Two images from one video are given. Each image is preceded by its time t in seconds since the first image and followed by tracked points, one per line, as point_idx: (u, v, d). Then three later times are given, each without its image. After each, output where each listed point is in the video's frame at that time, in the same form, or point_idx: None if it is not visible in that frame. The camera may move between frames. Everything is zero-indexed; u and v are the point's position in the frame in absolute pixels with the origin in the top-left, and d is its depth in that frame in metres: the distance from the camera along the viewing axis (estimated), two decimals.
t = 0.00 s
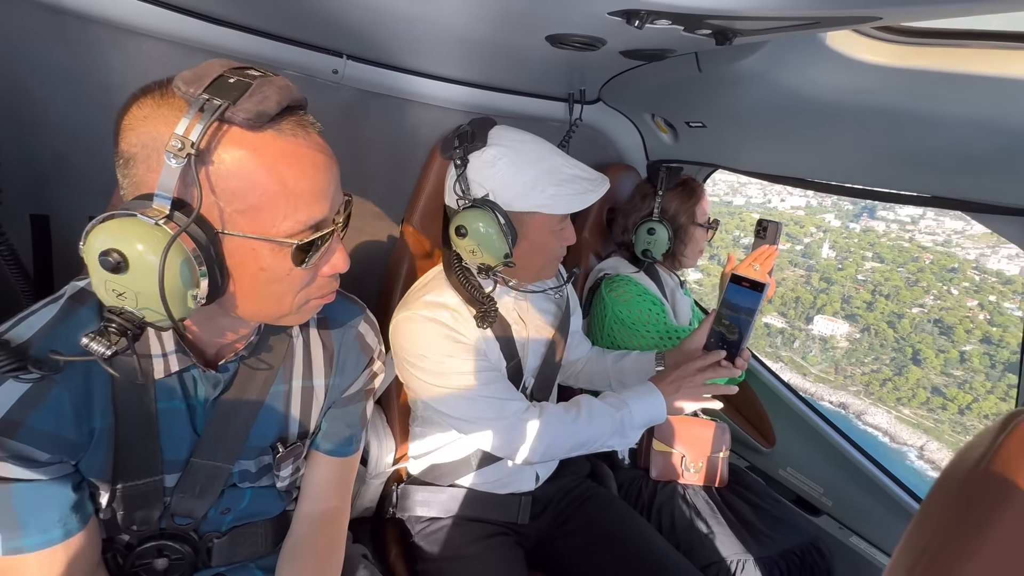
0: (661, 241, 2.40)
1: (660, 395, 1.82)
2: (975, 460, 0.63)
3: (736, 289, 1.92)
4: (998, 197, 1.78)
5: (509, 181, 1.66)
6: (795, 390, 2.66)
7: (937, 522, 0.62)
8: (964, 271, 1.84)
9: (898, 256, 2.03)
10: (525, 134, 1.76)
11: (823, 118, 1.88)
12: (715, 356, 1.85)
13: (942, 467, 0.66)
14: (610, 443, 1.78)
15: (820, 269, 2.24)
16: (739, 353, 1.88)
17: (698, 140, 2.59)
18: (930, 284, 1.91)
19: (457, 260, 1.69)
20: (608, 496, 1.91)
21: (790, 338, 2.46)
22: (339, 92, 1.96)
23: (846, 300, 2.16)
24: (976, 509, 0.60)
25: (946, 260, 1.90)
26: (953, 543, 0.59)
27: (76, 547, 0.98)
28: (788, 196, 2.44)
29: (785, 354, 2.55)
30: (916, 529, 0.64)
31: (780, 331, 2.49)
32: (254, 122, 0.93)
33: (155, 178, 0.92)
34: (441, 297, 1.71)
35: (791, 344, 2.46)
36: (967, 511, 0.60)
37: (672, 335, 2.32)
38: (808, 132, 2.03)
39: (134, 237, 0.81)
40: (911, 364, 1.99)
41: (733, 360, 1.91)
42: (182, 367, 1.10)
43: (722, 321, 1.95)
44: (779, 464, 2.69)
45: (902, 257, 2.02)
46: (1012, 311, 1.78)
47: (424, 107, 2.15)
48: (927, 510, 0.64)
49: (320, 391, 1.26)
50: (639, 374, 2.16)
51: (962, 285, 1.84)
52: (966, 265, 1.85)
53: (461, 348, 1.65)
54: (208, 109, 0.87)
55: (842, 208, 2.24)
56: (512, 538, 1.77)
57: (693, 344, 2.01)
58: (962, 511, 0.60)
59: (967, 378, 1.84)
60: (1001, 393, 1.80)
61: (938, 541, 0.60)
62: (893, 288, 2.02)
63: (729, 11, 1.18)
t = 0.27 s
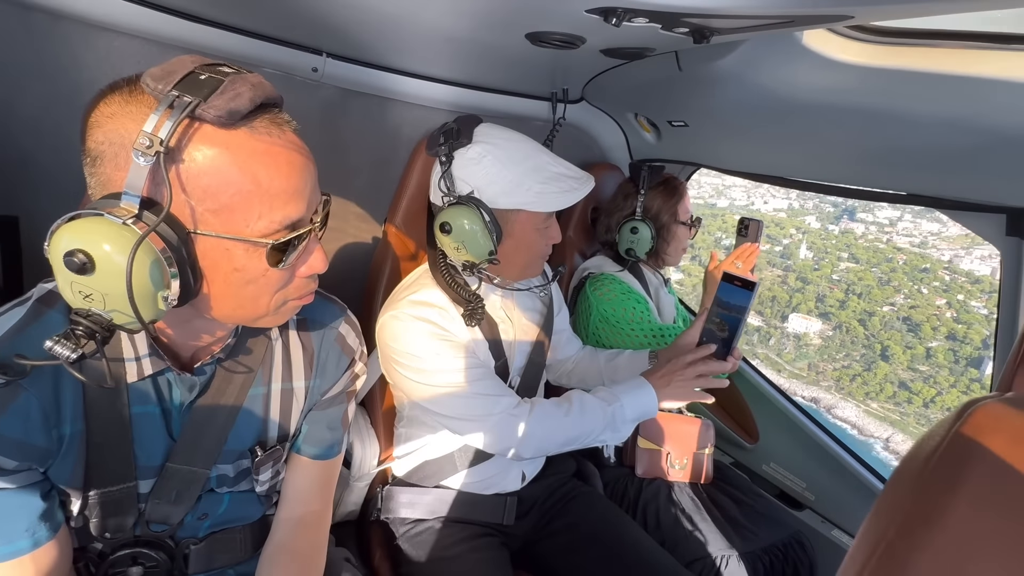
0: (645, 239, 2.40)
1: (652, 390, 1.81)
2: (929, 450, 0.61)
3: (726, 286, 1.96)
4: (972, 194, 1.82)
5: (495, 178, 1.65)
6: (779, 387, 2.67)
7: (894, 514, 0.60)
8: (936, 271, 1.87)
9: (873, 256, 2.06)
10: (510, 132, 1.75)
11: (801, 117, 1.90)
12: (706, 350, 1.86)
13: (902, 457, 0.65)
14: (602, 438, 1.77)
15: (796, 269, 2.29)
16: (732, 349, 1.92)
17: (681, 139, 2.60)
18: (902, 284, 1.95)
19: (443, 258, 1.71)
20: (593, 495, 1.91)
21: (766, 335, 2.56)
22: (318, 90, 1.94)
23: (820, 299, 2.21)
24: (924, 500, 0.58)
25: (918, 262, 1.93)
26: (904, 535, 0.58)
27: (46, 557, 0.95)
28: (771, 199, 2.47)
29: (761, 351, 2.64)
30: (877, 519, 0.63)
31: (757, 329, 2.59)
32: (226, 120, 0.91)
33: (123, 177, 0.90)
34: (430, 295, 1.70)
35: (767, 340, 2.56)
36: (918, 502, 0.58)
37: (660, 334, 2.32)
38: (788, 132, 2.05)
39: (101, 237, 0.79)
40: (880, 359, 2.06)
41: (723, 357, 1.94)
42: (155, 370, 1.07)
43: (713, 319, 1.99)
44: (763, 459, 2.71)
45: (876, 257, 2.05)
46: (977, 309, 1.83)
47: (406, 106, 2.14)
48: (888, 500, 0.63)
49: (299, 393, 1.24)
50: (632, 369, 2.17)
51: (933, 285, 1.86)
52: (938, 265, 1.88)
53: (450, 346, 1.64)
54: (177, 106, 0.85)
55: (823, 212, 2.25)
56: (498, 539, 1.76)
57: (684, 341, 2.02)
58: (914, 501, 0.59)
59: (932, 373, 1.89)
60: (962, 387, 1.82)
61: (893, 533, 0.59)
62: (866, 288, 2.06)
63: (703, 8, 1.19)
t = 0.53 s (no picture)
0: (634, 240, 2.41)
1: (648, 387, 1.82)
2: (905, 446, 0.64)
3: (722, 284, 1.98)
4: (952, 194, 1.84)
5: (488, 177, 1.65)
6: (776, 394, 2.64)
7: (871, 505, 0.64)
8: (911, 271, 1.93)
9: (852, 258, 2.10)
10: (501, 132, 1.75)
11: (787, 119, 1.92)
12: (703, 348, 1.88)
13: (881, 452, 0.68)
14: (598, 434, 1.78)
15: (777, 270, 2.35)
16: (727, 346, 1.91)
17: (669, 140, 2.62)
18: (876, 284, 2.01)
19: (434, 255, 1.71)
20: (584, 495, 1.91)
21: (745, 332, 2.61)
22: (307, 91, 1.93)
23: (798, 299, 2.27)
24: (902, 492, 0.61)
25: (894, 262, 1.99)
26: (883, 525, 0.61)
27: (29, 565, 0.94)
28: (756, 203, 2.49)
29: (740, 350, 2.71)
30: (856, 511, 0.66)
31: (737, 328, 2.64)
32: (213, 121, 0.90)
33: (108, 177, 0.89)
34: (423, 295, 1.69)
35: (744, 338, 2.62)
36: (896, 495, 0.62)
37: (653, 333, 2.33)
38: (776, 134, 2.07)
39: (85, 239, 0.78)
40: (853, 356, 2.12)
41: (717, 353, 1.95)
42: (142, 374, 1.06)
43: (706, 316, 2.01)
44: (752, 456, 2.73)
45: (855, 258, 2.09)
46: (949, 309, 1.87)
47: (395, 107, 2.13)
48: (867, 493, 0.66)
49: (288, 397, 1.23)
50: (627, 370, 2.17)
51: (907, 284, 1.92)
52: (913, 265, 1.94)
53: (445, 344, 1.63)
54: (164, 107, 0.84)
55: (807, 215, 2.27)
56: (489, 540, 1.76)
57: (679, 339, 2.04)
58: (891, 494, 0.62)
59: (902, 369, 1.96)
60: (930, 382, 1.88)
61: (872, 524, 0.63)
62: (841, 288, 2.12)
63: (689, 11, 1.19)
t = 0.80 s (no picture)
0: (627, 243, 2.42)
1: (645, 385, 1.83)
2: (887, 445, 0.66)
3: (713, 284, 1.99)
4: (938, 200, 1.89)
5: (484, 178, 1.66)
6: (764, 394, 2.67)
7: (854, 504, 0.65)
8: (891, 274, 1.98)
9: (834, 259, 2.13)
10: (496, 134, 1.75)
11: (777, 124, 1.94)
12: (699, 348, 1.89)
13: (863, 451, 0.69)
14: (596, 433, 1.78)
15: (761, 271, 2.39)
16: (720, 343, 1.90)
17: (660, 144, 2.64)
18: (857, 286, 2.05)
19: (429, 257, 1.72)
20: (576, 497, 1.91)
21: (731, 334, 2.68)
22: (300, 93, 1.93)
23: (779, 299, 2.33)
24: (883, 492, 0.63)
25: (876, 263, 2.03)
26: (867, 523, 0.63)
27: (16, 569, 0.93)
28: (744, 206, 2.51)
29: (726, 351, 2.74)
30: (840, 509, 0.67)
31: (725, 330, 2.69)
32: (208, 122, 0.90)
33: (102, 178, 0.88)
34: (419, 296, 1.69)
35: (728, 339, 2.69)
36: (878, 494, 0.63)
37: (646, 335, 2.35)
38: (766, 139, 2.08)
39: (79, 238, 0.77)
40: (831, 355, 2.18)
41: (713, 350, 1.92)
42: (134, 376, 1.06)
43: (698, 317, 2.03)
44: (744, 457, 2.74)
45: (838, 260, 2.12)
46: (926, 309, 1.92)
47: (388, 109, 2.13)
48: (850, 490, 0.67)
49: (281, 400, 1.22)
50: (622, 372, 2.16)
51: (887, 286, 1.98)
52: (893, 266, 1.99)
53: (441, 345, 1.63)
54: (159, 108, 0.84)
55: (795, 218, 2.30)
56: (482, 543, 1.75)
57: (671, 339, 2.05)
58: (873, 492, 0.64)
59: (878, 367, 2.02)
60: (904, 379, 1.93)
61: (855, 522, 0.64)
62: (822, 289, 2.16)
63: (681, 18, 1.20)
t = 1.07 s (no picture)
0: (622, 248, 2.44)
1: (641, 385, 1.84)
2: (866, 440, 0.67)
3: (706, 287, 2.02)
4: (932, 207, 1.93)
5: (481, 182, 1.67)
6: (751, 392, 2.71)
7: (833, 492, 0.67)
8: (876, 276, 2.03)
9: (820, 260, 2.17)
10: (492, 138, 1.76)
11: (769, 131, 1.96)
12: (693, 350, 1.91)
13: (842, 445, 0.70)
14: (593, 433, 1.78)
15: (747, 274, 2.43)
16: (712, 346, 1.94)
17: (654, 149, 2.66)
18: (841, 287, 2.09)
19: (427, 260, 1.73)
20: (571, 499, 1.91)
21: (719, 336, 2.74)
22: (297, 97, 1.93)
23: (764, 301, 2.37)
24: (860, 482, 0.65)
25: (861, 267, 2.08)
26: (842, 511, 0.65)
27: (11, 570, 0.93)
28: (737, 209, 2.54)
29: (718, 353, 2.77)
30: (820, 499, 0.69)
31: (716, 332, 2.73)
32: (206, 124, 0.91)
33: (101, 179, 0.89)
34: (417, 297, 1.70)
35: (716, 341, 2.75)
36: (855, 484, 0.65)
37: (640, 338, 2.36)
38: (759, 145, 2.10)
39: (77, 238, 0.78)
40: (813, 355, 2.23)
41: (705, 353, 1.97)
42: (131, 377, 1.06)
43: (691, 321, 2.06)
44: (735, 459, 2.75)
45: (824, 262, 2.16)
46: (909, 310, 1.97)
47: (385, 114, 2.14)
48: (831, 479, 0.69)
49: (277, 401, 1.23)
50: (617, 373, 2.16)
51: (872, 288, 2.02)
52: (878, 269, 2.04)
53: (438, 346, 1.64)
54: (158, 109, 0.85)
55: (786, 220, 2.34)
56: (477, 544, 1.75)
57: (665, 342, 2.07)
58: (851, 484, 0.65)
59: (858, 366, 2.08)
60: (882, 378, 2.00)
61: (833, 508, 0.66)
62: (807, 291, 2.20)
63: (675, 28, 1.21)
